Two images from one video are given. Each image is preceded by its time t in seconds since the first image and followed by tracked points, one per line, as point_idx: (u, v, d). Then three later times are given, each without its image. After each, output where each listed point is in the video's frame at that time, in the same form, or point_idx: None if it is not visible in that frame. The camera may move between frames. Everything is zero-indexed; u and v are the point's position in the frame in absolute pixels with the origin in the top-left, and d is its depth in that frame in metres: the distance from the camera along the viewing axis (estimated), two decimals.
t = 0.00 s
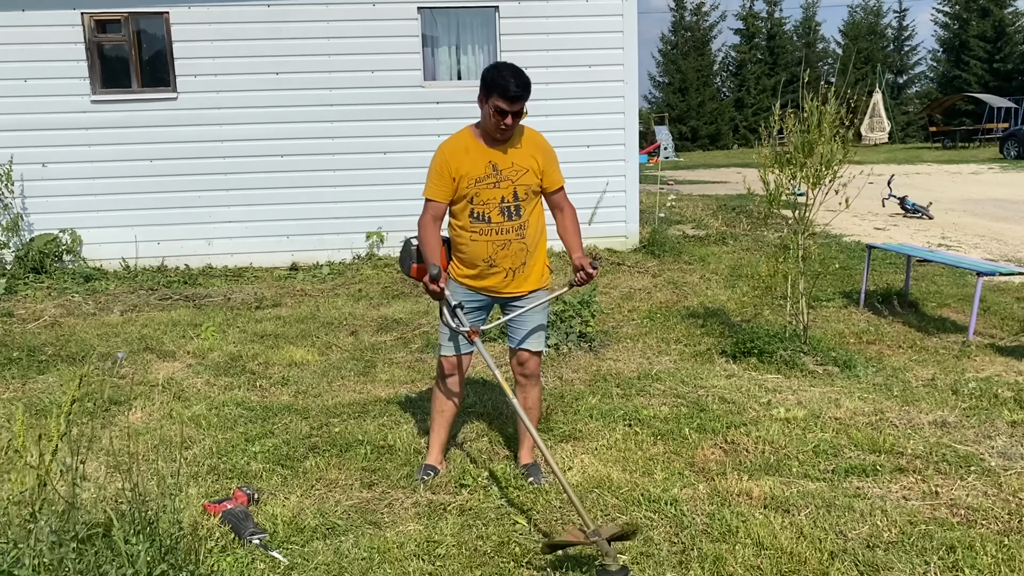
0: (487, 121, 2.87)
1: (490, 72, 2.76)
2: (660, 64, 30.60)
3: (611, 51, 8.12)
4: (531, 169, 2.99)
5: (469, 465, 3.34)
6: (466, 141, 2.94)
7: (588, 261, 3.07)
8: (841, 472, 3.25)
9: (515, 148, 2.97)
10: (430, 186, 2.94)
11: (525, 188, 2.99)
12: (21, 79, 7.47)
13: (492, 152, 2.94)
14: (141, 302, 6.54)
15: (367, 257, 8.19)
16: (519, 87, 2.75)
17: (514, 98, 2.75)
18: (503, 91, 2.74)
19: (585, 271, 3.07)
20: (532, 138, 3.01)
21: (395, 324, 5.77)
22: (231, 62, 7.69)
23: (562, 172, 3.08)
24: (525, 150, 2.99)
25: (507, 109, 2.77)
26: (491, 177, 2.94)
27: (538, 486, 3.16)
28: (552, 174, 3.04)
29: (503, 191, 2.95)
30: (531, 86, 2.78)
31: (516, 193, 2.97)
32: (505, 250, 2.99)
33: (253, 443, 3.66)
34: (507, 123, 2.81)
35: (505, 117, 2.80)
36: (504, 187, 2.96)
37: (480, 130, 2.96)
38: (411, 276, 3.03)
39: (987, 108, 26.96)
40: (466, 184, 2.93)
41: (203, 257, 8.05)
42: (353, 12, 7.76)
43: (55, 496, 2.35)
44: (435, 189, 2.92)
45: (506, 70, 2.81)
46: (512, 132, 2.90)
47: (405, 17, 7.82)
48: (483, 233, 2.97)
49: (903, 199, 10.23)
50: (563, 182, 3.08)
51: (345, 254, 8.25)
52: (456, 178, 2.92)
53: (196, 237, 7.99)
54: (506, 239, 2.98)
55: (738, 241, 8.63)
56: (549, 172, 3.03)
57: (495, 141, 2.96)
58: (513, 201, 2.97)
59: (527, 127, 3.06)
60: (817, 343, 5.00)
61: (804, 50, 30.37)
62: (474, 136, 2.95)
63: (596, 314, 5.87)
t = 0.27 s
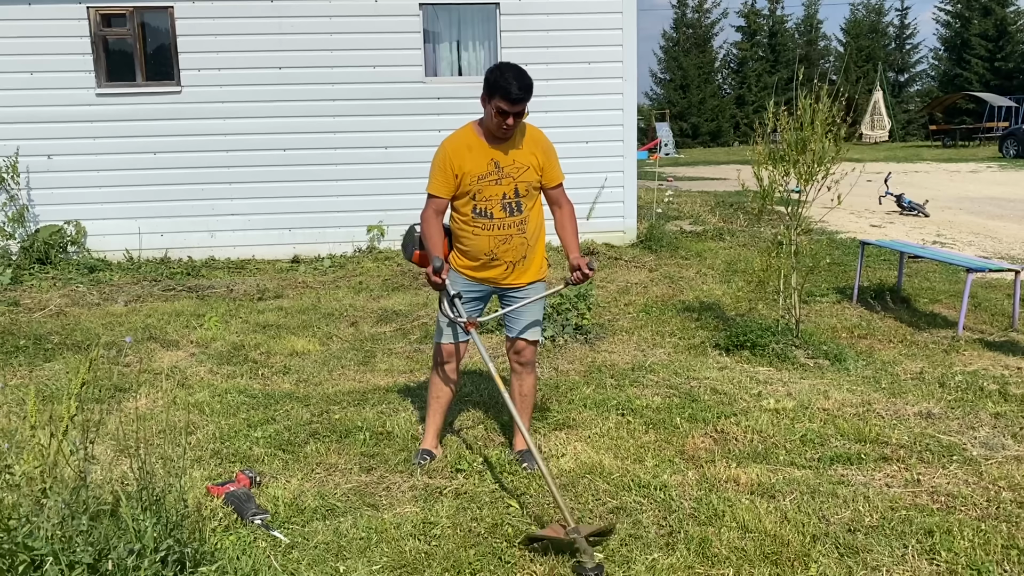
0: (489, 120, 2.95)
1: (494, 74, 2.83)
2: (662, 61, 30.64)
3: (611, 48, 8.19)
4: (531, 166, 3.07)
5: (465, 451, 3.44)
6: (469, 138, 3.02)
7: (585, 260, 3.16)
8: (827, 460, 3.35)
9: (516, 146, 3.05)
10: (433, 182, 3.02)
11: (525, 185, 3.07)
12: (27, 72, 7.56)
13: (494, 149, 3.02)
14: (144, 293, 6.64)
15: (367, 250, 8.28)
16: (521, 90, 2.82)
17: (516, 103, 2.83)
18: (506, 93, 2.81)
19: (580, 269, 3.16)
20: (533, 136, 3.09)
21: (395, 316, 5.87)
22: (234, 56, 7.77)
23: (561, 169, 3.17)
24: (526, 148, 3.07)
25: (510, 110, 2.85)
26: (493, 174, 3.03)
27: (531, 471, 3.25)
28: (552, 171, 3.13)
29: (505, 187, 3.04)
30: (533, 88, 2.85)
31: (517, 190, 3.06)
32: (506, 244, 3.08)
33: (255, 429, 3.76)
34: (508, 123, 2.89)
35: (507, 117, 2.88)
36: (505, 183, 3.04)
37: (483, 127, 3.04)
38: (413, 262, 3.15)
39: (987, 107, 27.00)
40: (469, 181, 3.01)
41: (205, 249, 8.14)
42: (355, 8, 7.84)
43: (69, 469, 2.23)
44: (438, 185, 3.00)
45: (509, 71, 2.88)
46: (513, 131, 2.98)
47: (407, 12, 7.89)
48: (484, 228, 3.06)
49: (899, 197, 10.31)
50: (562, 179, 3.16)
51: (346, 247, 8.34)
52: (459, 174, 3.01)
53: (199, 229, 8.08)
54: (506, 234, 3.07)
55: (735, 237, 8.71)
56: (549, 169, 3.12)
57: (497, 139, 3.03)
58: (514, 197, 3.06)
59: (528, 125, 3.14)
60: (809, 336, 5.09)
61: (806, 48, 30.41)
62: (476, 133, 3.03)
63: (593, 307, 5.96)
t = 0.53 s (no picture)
0: (489, 120, 3.06)
1: (496, 76, 2.93)
2: (663, 61, 30.73)
3: (609, 50, 8.30)
4: (528, 166, 3.18)
5: (459, 441, 3.55)
6: (469, 137, 3.13)
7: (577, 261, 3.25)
8: (810, 452, 3.46)
9: (514, 147, 3.16)
10: (433, 176, 3.13)
11: (521, 184, 3.18)
12: (34, 70, 7.68)
13: (493, 148, 3.13)
14: (148, 288, 6.75)
15: (368, 247, 8.40)
16: (520, 94, 2.92)
17: (516, 107, 2.93)
18: (506, 95, 2.91)
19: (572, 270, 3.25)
20: (531, 137, 3.20)
21: (394, 312, 5.98)
22: (237, 55, 7.88)
23: (557, 171, 3.28)
24: (523, 148, 3.18)
25: (509, 112, 2.95)
26: (490, 172, 3.14)
27: (523, 461, 3.36)
28: (548, 172, 3.24)
29: (501, 185, 3.15)
30: (533, 92, 2.95)
31: (513, 188, 3.17)
32: (500, 240, 3.19)
33: (257, 419, 3.87)
34: (507, 124, 3.00)
35: (507, 118, 2.98)
36: (502, 182, 3.15)
37: (482, 127, 3.15)
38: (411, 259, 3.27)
39: (988, 109, 27.08)
40: (467, 177, 3.12)
41: (208, 246, 8.25)
42: (357, 9, 7.95)
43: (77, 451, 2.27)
44: (437, 180, 3.11)
45: (510, 74, 2.98)
46: (512, 131, 3.09)
47: (408, 13, 8.00)
48: (480, 224, 3.17)
49: (895, 198, 10.41)
50: (557, 180, 3.27)
51: (347, 244, 8.46)
52: (458, 170, 3.12)
53: (202, 226, 8.20)
54: (501, 231, 3.18)
55: (732, 237, 8.82)
56: (545, 170, 3.23)
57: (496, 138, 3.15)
58: (510, 195, 3.17)
59: (527, 127, 3.25)
60: (799, 334, 5.20)
61: (807, 49, 30.49)
62: (476, 132, 3.13)
63: (589, 304, 6.07)
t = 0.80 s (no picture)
0: (488, 127, 3.17)
1: (495, 84, 3.04)
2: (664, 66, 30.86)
3: (609, 56, 8.41)
4: (526, 172, 3.28)
5: (459, 439, 3.65)
6: (469, 143, 3.24)
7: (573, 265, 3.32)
8: (801, 450, 3.55)
9: (513, 153, 3.27)
10: (434, 181, 3.25)
11: (519, 189, 3.28)
12: (42, 74, 7.79)
13: (492, 154, 3.24)
14: (154, 290, 6.86)
15: (370, 250, 8.50)
16: (519, 100, 3.02)
17: (514, 112, 3.04)
18: (504, 101, 3.02)
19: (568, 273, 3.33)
20: (530, 144, 3.31)
21: (396, 313, 6.08)
22: (242, 60, 8.00)
23: (555, 177, 3.37)
24: (522, 155, 3.28)
25: (507, 118, 3.06)
26: (489, 177, 3.24)
27: (522, 458, 3.45)
28: (546, 178, 3.33)
29: (499, 189, 3.25)
30: (531, 100, 3.05)
31: (511, 193, 3.27)
32: (498, 243, 3.28)
33: (262, 417, 3.97)
34: (506, 130, 3.10)
35: (505, 125, 3.09)
36: (500, 186, 3.25)
37: (482, 133, 3.26)
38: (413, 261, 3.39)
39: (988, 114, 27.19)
40: (466, 182, 3.23)
41: (213, 248, 8.36)
42: (360, 15, 8.07)
43: (92, 444, 2.34)
44: (438, 184, 3.23)
45: (509, 82, 3.08)
46: (510, 138, 3.19)
47: (411, 19, 8.12)
48: (479, 227, 3.27)
49: (892, 203, 10.51)
50: (555, 186, 3.36)
51: (350, 247, 8.56)
52: (457, 175, 3.23)
53: (206, 228, 8.31)
54: (499, 235, 3.28)
55: (730, 241, 8.92)
56: (543, 176, 3.33)
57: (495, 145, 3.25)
58: (507, 199, 3.27)
59: (526, 134, 3.36)
60: (793, 336, 5.29)
61: (808, 54, 30.61)
62: (477, 139, 3.24)
63: (588, 306, 6.17)
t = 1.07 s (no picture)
0: (490, 134, 3.24)
1: (496, 91, 3.11)
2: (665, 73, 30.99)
3: (610, 64, 8.50)
4: (527, 177, 3.36)
5: (464, 441, 3.71)
6: (471, 150, 3.31)
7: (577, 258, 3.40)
8: (799, 453, 3.61)
9: (514, 159, 3.34)
10: (437, 188, 3.30)
11: (522, 194, 3.35)
12: (49, 82, 7.88)
13: (494, 159, 3.31)
14: (160, 295, 6.93)
15: (374, 255, 8.58)
16: (519, 105, 3.10)
17: (515, 118, 3.11)
18: (505, 107, 3.09)
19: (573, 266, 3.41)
20: (530, 150, 3.38)
21: (400, 318, 6.15)
22: (248, 68, 8.09)
23: (556, 182, 3.45)
24: (523, 161, 3.36)
25: (509, 124, 3.13)
26: (492, 183, 3.31)
27: (525, 461, 3.52)
28: (547, 183, 3.41)
29: (502, 195, 3.32)
30: (531, 105, 3.13)
31: (513, 198, 3.34)
32: (501, 248, 3.35)
33: (269, 420, 4.03)
34: (507, 136, 3.17)
35: (506, 130, 3.16)
36: (503, 191, 3.32)
37: (484, 140, 3.33)
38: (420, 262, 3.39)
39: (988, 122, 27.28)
40: (469, 188, 3.30)
41: (218, 253, 8.43)
42: (365, 23, 8.16)
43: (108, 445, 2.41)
44: (442, 191, 3.29)
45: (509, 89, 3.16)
46: (512, 145, 3.26)
47: (415, 28, 8.21)
48: (482, 232, 3.34)
49: (892, 210, 10.58)
50: (556, 190, 3.44)
51: (353, 252, 8.63)
52: (460, 182, 3.29)
53: (211, 234, 8.39)
54: (502, 238, 3.35)
55: (730, 247, 8.99)
56: (544, 181, 3.40)
57: (497, 151, 3.32)
58: (510, 204, 3.34)
59: (527, 140, 3.43)
60: (793, 341, 5.35)
61: (808, 61, 30.74)
62: (479, 146, 3.32)
63: (590, 311, 6.24)
